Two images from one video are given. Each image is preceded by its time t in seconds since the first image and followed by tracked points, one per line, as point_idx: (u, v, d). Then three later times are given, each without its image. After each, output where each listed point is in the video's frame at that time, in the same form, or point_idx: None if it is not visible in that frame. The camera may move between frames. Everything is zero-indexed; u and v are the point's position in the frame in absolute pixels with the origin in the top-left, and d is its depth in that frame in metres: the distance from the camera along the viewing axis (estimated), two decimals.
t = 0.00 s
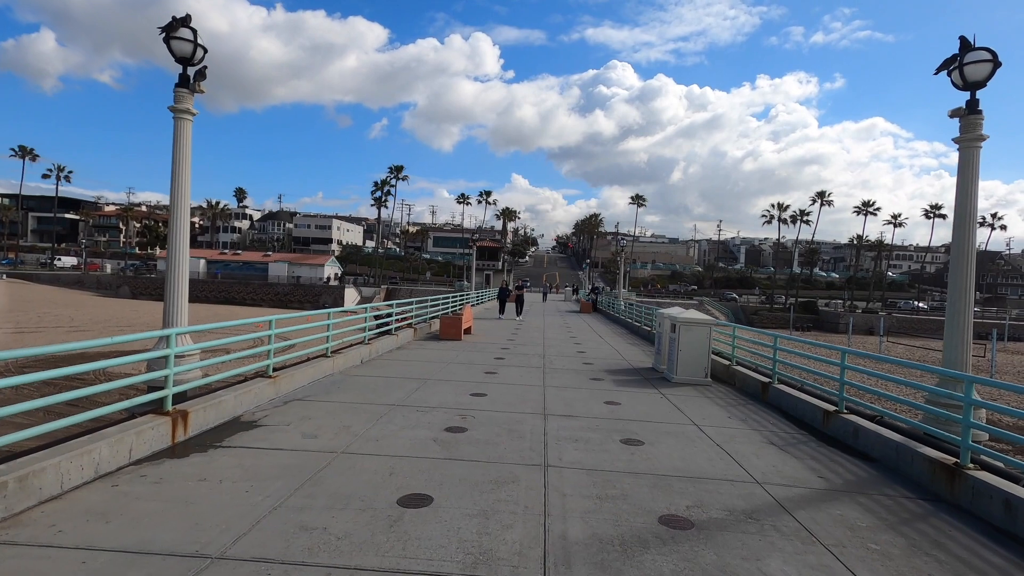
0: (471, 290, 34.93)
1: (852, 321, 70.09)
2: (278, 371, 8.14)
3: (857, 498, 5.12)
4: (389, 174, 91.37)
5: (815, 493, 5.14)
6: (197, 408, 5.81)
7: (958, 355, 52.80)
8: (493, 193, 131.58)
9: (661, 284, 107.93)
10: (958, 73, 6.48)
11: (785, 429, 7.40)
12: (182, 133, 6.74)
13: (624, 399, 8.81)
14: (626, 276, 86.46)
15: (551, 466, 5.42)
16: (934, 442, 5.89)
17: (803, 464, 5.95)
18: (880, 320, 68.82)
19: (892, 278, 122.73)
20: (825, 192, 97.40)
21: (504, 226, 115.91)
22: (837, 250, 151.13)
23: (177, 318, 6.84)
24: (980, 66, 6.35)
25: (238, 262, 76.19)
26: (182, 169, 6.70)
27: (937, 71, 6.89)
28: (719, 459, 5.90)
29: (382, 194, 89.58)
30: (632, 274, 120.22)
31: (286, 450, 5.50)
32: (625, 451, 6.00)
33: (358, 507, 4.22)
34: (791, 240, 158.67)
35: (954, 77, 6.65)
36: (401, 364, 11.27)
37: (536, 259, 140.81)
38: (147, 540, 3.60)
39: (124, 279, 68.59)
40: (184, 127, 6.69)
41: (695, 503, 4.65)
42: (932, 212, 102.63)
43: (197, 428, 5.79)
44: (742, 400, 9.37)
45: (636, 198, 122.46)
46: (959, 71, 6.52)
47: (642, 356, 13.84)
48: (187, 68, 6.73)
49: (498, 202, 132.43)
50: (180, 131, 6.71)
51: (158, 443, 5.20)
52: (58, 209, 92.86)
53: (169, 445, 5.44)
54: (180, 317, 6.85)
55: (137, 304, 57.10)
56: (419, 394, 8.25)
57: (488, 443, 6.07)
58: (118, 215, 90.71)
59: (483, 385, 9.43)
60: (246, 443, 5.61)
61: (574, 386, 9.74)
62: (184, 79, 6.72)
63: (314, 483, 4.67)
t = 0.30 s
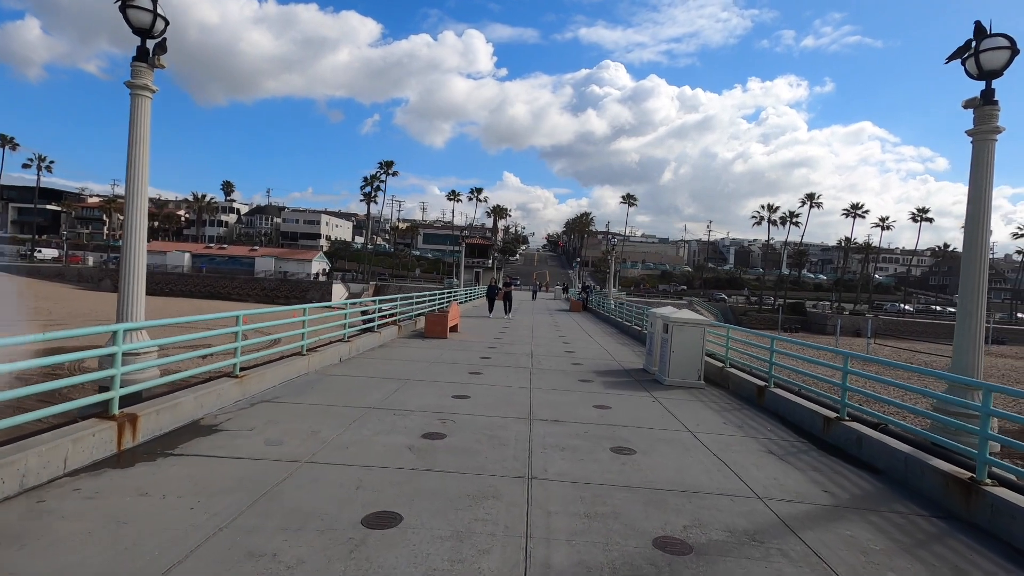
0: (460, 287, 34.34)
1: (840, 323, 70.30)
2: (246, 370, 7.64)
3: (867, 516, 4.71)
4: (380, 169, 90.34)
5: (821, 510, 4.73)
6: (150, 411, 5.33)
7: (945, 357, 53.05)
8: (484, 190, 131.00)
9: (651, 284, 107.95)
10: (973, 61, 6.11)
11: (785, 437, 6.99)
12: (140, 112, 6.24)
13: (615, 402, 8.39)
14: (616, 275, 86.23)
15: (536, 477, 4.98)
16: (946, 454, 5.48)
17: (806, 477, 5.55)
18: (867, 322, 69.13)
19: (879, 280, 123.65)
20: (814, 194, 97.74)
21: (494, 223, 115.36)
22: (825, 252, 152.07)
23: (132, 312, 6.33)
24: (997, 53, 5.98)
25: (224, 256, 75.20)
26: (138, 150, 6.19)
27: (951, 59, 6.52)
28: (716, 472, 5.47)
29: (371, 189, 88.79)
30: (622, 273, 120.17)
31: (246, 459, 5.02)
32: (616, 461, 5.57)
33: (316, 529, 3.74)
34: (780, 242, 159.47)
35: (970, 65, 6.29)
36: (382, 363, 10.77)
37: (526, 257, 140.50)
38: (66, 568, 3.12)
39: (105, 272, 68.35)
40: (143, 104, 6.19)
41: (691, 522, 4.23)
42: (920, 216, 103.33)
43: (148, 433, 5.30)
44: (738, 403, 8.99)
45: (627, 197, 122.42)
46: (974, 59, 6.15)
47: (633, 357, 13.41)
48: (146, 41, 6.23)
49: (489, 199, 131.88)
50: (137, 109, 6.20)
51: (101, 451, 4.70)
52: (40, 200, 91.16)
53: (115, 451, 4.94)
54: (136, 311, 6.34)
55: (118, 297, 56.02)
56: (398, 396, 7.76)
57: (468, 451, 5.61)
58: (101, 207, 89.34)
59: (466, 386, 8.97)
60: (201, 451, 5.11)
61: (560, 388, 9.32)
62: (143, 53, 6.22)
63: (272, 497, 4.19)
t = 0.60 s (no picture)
0: (450, 287, 33.93)
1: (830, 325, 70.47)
2: (213, 374, 7.14)
3: (883, 541, 4.31)
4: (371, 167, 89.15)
5: (833, 535, 4.32)
6: (97, 421, 4.86)
7: (934, 361, 53.20)
8: (476, 190, 130.48)
9: (642, 286, 107.89)
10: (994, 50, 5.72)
11: (787, 449, 6.58)
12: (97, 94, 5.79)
13: (606, 409, 7.98)
14: (608, 277, 86.10)
15: (520, 496, 4.55)
16: (963, 470, 5.08)
17: (814, 496, 5.14)
18: (857, 325, 69.35)
19: (868, 283, 124.39)
20: (805, 197, 98.06)
21: (486, 223, 114.94)
22: (814, 256, 152.88)
23: (85, 312, 5.84)
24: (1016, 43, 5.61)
25: (212, 253, 74.39)
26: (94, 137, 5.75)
27: (966, 50, 6.17)
28: (717, 490, 5.06)
29: (363, 188, 88.16)
30: (614, 275, 120.09)
31: (201, 476, 4.54)
32: (609, 477, 5.16)
33: (270, 565, 3.26)
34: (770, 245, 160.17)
35: (988, 55, 5.91)
36: (364, 366, 10.30)
37: (518, 257, 140.13)
38: None
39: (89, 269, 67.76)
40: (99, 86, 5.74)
41: (692, 551, 3.81)
42: (909, 220, 103.92)
43: (94, 445, 4.83)
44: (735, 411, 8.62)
45: (619, 199, 122.42)
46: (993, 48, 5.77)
47: (626, 360, 13.02)
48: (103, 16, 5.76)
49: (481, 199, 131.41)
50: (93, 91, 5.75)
51: (36, 466, 4.22)
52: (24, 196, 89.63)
53: (55, 465, 4.44)
54: (89, 311, 5.86)
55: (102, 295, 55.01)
56: (378, 402, 7.30)
57: (450, 463, 5.18)
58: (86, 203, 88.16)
59: (450, 391, 8.55)
60: (152, 466, 4.63)
61: (550, 394, 8.89)
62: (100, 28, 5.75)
63: (223, 523, 3.71)
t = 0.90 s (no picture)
0: (442, 286, 33.46)
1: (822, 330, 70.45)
2: (179, 377, 6.63)
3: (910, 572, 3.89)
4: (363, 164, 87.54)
5: (854, 565, 3.89)
6: (37, 431, 4.37)
7: (926, 366, 53.15)
8: (470, 189, 129.86)
9: (635, 287, 107.70)
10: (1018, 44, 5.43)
11: (795, 464, 6.15)
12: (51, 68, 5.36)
13: (602, 418, 7.53)
14: (601, 278, 85.81)
15: (509, 520, 4.08)
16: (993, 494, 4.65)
17: (830, 519, 4.71)
18: (849, 329, 69.35)
19: (859, 288, 124.75)
20: (799, 201, 98.03)
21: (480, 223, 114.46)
22: (806, 260, 153.44)
23: (35, 309, 5.35)
24: None
25: (201, 248, 73.65)
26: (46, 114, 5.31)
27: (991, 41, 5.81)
28: (724, 513, 4.62)
29: (356, 185, 87.52)
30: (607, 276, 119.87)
31: (152, 494, 4.05)
32: (606, 497, 4.71)
33: None
34: (763, 249, 160.63)
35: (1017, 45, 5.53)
36: (347, 368, 9.80)
37: (511, 257, 139.70)
38: None
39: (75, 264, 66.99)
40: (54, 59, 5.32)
41: None
42: (901, 225, 104.34)
43: (33, 458, 4.33)
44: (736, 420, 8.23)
45: (613, 200, 122.24)
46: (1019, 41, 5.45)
47: (621, 364, 12.58)
48: None
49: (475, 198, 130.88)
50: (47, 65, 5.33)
51: None
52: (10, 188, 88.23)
53: None
54: (39, 308, 5.36)
55: (88, 290, 54.11)
56: (358, 410, 6.81)
57: (433, 481, 4.70)
58: (75, 196, 87.13)
59: (437, 396, 8.09)
60: (96, 482, 4.14)
61: (543, 400, 8.44)
62: None
63: (165, 556, 3.24)
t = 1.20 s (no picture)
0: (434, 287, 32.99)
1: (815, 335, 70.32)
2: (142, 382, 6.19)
3: None
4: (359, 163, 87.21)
5: None
6: None
7: (918, 373, 53.05)
8: (465, 189, 129.31)
9: (629, 290, 107.44)
10: None
11: (805, 484, 5.73)
12: None
13: (596, 430, 7.11)
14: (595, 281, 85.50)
15: (494, 551, 3.63)
16: None
17: (847, 548, 4.30)
18: (841, 335, 69.30)
19: (851, 294, 125.01)
20: (793, 206, 98.07)
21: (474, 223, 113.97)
22: (799, 265, 153.85)
23: None
24: None
25: (191, 246, 72.80)
26: None
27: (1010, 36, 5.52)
28: (731, 540, 4.21)
29: (350, 184, 86.96)
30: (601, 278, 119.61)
31: (94, 518, 3.59)
32: (603, 522, 4.29)
33: None
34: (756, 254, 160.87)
35: None
36: (330, 372, 9.35)
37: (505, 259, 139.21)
38: None
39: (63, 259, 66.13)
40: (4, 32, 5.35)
41: None
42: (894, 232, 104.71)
43: None
44: (736, 431, 7.85)
45: (608, 203, 122.06)
46: None
47: (617, 370, 12.19)
48: None
49: (469, 199, 130.38)
50: None
51: None
52: None
53: None
54: None
55: (74, 286, 53.24)
56: (337, 419, 6.36)
57: (412, 502, 4.26)
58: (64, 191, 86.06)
59: (423, 403, 7.65)
60: (29, 504, 3.69)
61: (536, 409, 8.01)
62: None
63: None
